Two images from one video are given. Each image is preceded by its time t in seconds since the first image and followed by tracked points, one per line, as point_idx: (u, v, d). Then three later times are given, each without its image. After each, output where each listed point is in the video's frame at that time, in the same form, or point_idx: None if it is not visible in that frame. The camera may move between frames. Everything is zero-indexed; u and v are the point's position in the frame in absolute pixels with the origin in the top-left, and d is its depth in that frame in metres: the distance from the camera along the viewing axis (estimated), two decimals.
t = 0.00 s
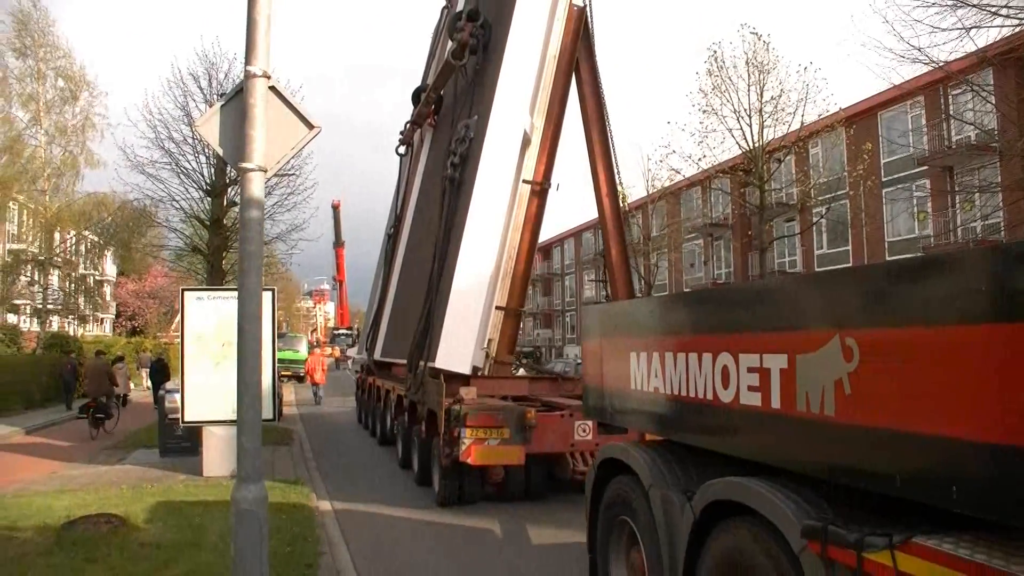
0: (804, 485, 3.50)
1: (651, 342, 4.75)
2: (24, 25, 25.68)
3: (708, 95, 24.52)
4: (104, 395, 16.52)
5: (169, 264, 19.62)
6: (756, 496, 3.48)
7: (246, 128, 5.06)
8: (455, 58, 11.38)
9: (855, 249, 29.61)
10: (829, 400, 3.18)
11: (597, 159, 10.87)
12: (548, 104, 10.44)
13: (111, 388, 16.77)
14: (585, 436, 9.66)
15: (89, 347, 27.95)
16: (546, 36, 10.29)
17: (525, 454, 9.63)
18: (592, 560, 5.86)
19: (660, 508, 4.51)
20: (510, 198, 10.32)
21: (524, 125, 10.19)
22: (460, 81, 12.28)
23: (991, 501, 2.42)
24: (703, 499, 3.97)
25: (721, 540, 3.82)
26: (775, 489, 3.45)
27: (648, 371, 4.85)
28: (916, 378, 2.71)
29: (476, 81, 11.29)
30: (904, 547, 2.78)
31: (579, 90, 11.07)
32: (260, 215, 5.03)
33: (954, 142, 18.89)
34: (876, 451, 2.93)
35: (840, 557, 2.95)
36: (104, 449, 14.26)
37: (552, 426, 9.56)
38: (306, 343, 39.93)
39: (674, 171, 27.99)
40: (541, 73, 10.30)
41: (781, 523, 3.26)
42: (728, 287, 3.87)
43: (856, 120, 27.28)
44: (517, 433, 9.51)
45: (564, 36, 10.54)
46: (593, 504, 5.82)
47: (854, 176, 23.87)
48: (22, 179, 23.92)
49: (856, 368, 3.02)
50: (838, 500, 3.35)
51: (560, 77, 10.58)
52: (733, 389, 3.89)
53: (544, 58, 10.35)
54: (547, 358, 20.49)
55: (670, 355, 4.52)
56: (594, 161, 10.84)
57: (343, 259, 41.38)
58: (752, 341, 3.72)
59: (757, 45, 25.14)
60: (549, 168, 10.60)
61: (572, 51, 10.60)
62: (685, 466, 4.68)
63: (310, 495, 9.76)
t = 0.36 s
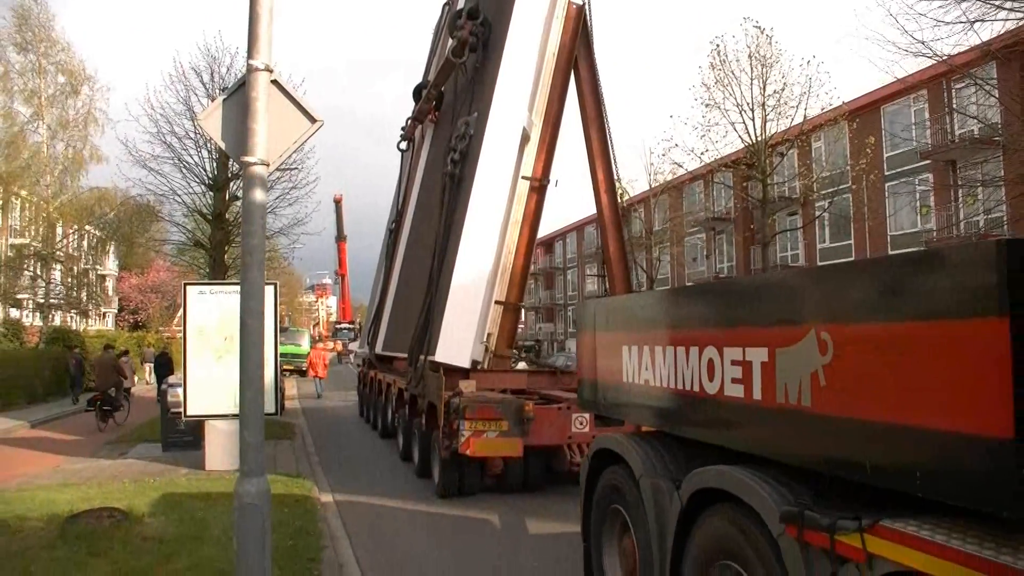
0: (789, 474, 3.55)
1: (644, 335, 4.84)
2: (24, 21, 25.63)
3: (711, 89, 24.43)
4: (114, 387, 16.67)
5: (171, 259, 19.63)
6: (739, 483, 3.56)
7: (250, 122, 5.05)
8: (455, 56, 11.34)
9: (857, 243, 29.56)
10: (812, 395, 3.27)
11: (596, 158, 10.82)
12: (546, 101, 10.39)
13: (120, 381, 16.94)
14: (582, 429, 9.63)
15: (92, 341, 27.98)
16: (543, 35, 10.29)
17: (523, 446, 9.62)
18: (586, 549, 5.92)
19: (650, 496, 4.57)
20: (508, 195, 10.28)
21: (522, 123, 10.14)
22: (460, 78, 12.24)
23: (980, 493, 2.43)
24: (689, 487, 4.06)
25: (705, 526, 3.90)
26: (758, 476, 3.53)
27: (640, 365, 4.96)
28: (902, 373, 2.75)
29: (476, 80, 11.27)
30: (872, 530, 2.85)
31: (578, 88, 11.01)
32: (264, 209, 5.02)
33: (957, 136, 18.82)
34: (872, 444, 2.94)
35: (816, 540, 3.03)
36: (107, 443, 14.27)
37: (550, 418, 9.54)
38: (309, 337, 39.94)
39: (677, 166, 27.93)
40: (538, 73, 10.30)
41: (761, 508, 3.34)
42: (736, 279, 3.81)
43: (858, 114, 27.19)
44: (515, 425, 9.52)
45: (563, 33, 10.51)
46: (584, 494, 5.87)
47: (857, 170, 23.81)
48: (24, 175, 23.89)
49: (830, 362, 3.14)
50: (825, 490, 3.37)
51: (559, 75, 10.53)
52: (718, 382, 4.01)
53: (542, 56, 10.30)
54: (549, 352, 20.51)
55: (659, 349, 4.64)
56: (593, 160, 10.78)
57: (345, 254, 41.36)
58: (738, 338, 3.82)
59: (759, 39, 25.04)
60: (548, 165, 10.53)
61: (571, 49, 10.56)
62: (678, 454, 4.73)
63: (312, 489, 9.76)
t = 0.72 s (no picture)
0: (777, 460, 3.66)
1: (637, 327, 4.97)
2: (24, 18, 25.53)
3: (714, 80, 24.33)
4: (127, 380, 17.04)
5: (176, 254, 19.63)
6: (726, 468, 3.70)
7: (251, 116, 5.02)
8: (454, 53, 11.30)
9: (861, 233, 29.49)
10: (792, 384, 3.39)
11: (595, 153, 10.78)
12: (545, 97, 10.33)
13: (132, 377, 17.33)
14: (583, 420, 9.68)
15: (98, 338, 28.01)
16: (542, 33, 10.25)
17: (524, 437, 9.65)
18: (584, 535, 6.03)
19: (644, 483, 4.71)
20: (508, 191, 10.26)
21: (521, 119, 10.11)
22: (460, 75, 12.19)
23: (949, 475, 2.51)
24: (680, 473, 4.21)
25: (697, 511, 4.04)
26: (746, 462, 3.66)
27: (633, 356, 5.09)
28: (878, 360, 2.84)
29: (475, 77, 11.23)
30: (848, 509, 2.97)
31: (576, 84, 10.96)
32: (266, 202, 5.00)
33: (962, 125, 18.72)
34: (871, 434, 2.91)
35: (797, 521, 3.16)
36: (113, 438, 14.30)
37: (551, 409, 9.56)
38: (313, 332, 39.97)
39: (680, 157, 27.84)
40: (537, 69, 10.27)
41: (746, 490, 3.48)
42: (736, 269, 3.80)
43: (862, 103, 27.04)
44: (516, 416, 9.56)
45: (562, 29, 10.44)
46: (583, 484, 5.97)
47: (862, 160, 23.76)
48: (27, 173, 23.90)
49: (809, 350, 3.27)
50: (812, 476, 3.46)
51: (558, 71, 10.48)
52: (706, 371, 4.14)
53: (540, 54, 10.26)
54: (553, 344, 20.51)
55: (651, 339, 4.77)
56: (592, 157, 10.74)
57: (349, 248, 41.32)
58: (723, 329, 3.93)
59: (762, 29, 24.90)
60: (547, 160, 10.47)
61: (569, 44, 10.50)
62: (667, 439, 4.89)
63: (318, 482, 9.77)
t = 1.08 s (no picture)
0: (752, 451, 3.85)
1: (623, 324, 5.11)
2: (18, 16, 25.39)
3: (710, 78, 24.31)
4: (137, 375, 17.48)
5: (172, 254, 19.58)
6: (704, 460, 3.89)
7: (248, 114, 5.00)
8: (448, 55, 11.29)
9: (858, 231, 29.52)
10: (763, 381, 3.57)
11: (587, 153, 10.75)
12: (538, 98, 10.30)
13: (133, 377, 17.21)
14: (575, 416, 9.70)
15: (94, 338, 27.93)
16: (535, 39, 10.24)
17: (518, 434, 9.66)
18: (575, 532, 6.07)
19: (630, 477, 4.88)
20: (501, 192, 10.22)
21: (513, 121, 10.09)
22: (454, 75, 12.18)
23: (905, 463, 2.70)
24: (664, 466, 4.39)
25: (679, 501, 4.22)
26: (724, 454, 3.85)
27: (619, 354, 5.24)
28: (837, 358, 3.03)
29: (469, 79, 11.25)
30: (816, 497, 3.13)
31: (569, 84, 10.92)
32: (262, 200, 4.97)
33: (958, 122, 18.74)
34: (833, 426, 3.10)
35: (769, 508, 3.36)
36: (110, 438, 14.26)
37: (544, 406, 9.60)
38: (310, 331, 39.87)
39: (676, 155, 27.85)
40: (529, 71, 10.23)
41: (724, 481, 3.68)
42: (724, 271, 3.85)
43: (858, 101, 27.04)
44: (510, 414, 9.57)
45: (554, 31, 10.43)
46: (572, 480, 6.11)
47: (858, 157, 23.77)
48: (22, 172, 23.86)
49: (780, 348, 3.43)
50: (784, 466, 3.64)
51: (550, 74, 10.47)
52: (687, 368, 4.28)
53: (533, 55, 10.25)
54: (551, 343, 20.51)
55: (636, 336, 4.90)
56: (584, 157, 10.71)
57: (346, 247, 41.24)
58: (702, 330, 4.08)
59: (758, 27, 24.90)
60: (540, 160, 10.45)
61: (562, 45, 10.48)
62: (649, 436, 5.05)
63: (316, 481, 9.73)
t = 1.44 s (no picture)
0: (738, 453, 3.96)
1: (616, 332, 5.21)
2: (21, 24, 25.38)
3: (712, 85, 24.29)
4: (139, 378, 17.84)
5: (174, 261, 19.56)
6: (693, 462, 4.00)
7: (251, 121, 4.98)
8: (448, 66, 11.29)
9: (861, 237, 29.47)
10: (744, 388, 3.67)
11: (585, 160, 10.71)
12: (537, 107, 10.32)
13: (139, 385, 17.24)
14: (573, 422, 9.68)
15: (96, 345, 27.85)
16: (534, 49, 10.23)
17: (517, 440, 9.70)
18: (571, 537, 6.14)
19: (623, 481, 4.96)
20: (499, 202, 10.19)
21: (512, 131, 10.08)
22: (454, 87, 12.17)
23: (874, 463, 2.82)
24: (653, 470, 4.49)
25: (668, 503, 4.31)
26: (710, 456, 3.96)
27: (612, 360, 5.34)
28: (811, 366, 3.15)
29: (469, 90, 11.24)
30: (794, 497, 3.22)
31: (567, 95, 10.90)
32: (265, 208, 4.94)
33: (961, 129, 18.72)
34: (808, 429, 3.21)
35: (753, 509, 3.45)
36: (113, 446, 14.22)
37: (543, 412, 9.61)
38: (313, 338, 39.80)
39: (678, 163, 27.83)
40: (528, 80, 10.24)
41: (710, 483, 3.78)
42: (708, 279, 4.00)
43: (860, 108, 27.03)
44: (509, 419, 9.60)
45: (553, 43, 10.44)
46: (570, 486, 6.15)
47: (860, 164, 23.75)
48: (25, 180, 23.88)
49: (761, 355, 3.53)
50: (768, 467, 3.75)
51: (549, 86, 10.48)
52: (675, 374, 4.37)
53: (532, 66, 10.24)
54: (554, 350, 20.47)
55: (628, 344, 5.01)
56: (582, 166, 10.67)
57: (348, 255, 41.21)
58: (689, 338, 4.19)
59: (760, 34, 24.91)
60: (538, 169, 10.43)
61: (560, 58, 10.48)
62: (642, 442, 5.13)
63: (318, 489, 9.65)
